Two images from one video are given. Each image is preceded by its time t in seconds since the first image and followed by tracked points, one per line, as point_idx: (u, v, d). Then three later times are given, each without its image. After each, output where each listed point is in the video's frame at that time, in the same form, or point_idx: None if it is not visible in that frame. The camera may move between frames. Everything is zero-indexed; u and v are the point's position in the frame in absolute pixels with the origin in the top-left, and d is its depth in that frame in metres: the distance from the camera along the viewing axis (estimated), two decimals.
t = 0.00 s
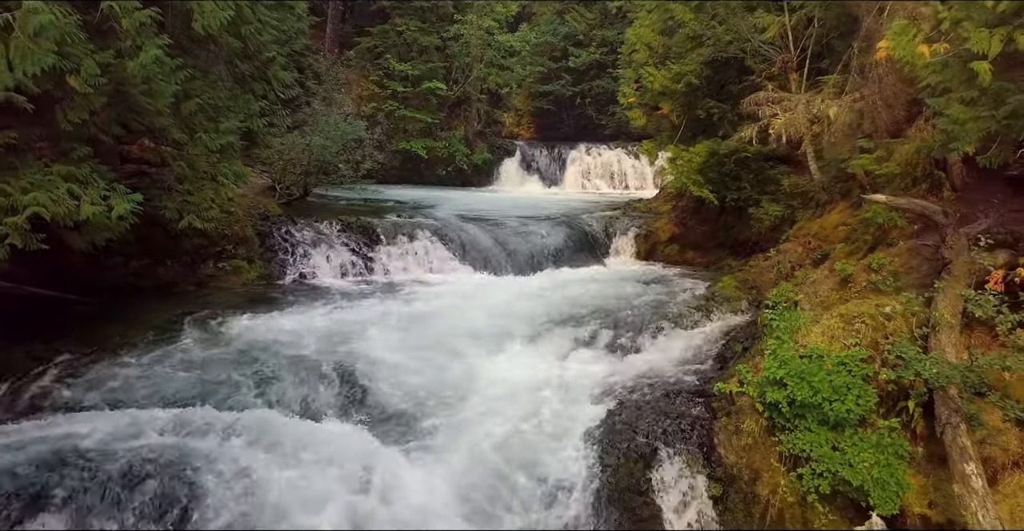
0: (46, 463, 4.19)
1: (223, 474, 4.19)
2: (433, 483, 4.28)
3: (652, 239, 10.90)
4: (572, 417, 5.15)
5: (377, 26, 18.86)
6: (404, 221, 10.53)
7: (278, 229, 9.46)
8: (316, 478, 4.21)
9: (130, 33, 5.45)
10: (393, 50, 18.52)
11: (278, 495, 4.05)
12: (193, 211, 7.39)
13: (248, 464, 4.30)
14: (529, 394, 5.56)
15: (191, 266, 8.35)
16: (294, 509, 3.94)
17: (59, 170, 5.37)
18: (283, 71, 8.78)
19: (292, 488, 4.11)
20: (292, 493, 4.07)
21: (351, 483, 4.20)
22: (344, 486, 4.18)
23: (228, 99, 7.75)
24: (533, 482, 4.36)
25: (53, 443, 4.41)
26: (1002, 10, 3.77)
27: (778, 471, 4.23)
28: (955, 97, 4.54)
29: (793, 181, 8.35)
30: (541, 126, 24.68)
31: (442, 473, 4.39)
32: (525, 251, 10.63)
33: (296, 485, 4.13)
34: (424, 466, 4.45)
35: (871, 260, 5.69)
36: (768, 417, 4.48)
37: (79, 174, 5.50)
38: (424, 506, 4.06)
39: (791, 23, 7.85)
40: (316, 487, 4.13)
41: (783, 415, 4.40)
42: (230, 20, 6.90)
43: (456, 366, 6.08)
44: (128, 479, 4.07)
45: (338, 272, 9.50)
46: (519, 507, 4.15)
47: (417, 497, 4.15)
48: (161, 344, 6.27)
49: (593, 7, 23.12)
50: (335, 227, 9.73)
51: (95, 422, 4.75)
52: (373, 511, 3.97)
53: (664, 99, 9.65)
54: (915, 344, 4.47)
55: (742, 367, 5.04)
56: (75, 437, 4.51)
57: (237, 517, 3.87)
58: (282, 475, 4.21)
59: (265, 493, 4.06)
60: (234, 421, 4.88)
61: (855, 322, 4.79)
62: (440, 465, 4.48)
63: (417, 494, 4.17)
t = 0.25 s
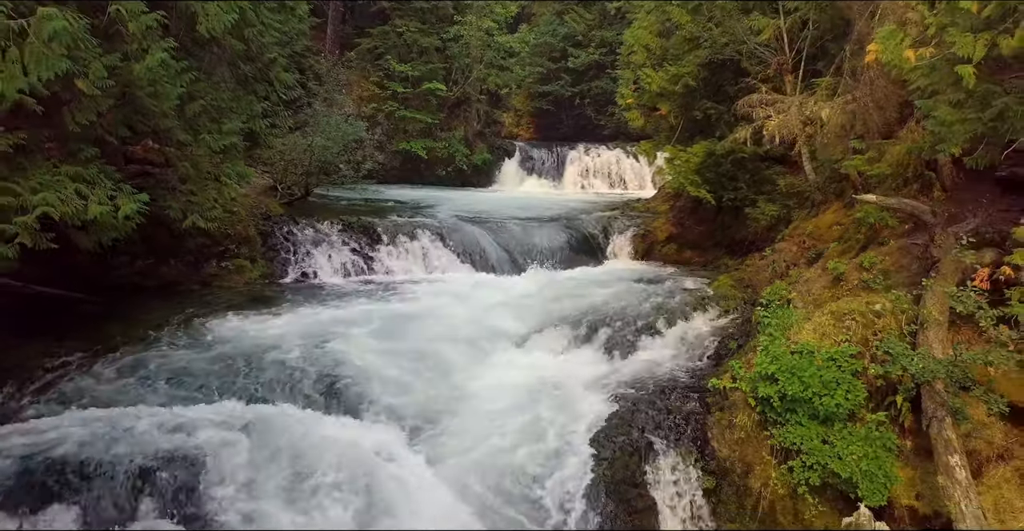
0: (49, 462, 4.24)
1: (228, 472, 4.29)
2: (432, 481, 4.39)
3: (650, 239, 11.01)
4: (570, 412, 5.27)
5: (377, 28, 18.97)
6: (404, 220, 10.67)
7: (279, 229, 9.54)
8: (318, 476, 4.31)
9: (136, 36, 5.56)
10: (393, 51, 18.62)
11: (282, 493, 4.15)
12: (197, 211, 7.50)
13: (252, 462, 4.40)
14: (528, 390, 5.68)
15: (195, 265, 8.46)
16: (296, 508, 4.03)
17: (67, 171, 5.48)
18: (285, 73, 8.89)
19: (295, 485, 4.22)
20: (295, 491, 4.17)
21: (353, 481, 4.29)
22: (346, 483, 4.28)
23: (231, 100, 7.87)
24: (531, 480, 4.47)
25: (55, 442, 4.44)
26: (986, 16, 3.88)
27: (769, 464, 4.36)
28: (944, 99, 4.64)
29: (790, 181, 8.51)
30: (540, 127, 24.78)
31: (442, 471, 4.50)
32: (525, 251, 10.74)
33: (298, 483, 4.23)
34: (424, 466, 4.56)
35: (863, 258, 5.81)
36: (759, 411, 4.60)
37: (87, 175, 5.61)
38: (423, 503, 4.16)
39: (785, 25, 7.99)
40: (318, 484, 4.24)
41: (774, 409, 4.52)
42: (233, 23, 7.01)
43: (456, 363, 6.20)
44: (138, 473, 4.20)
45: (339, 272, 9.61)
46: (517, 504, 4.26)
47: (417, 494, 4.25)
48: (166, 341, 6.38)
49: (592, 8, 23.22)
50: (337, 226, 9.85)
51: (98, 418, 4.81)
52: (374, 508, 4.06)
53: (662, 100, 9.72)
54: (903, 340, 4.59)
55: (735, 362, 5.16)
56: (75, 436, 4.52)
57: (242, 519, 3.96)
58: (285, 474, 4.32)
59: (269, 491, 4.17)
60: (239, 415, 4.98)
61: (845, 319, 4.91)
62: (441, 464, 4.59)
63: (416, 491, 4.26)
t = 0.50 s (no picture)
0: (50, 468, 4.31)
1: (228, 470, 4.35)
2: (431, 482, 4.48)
3: (648, 238, 11.12)
4: (568, 407, 5.38)
5: (377, 28, 19.08)
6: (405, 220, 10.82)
7: (282, 228, 9.72)
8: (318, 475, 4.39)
9: (143, 40, 5.67)
10: (394, 52, 18.73)
11: (283, 492, 4.22)
12: (200, 211, 7.61)
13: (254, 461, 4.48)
14: (527, 387, 5.79)
15: (198, 264, 8.56)
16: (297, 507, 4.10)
17: (75, 172, 5.58)
18: (288, 75, 9.00)
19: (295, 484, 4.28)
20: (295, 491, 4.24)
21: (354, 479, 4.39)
22: (347, 482, 4.36)
23: (234, 102, 7.98)
24: (529, 477, 4.57)
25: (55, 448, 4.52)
26: (969, 23, 4.00)
27: (762, 457, 4.48)
28: (931, 102, 4.76)
29: (786, 182, 8.67)
30: (540, 127, 24.89)
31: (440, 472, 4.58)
32: (524, 250, 10.84)
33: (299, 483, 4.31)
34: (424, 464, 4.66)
35: (854, 258, 5.93)
36: (752, 406, 4.72)
37: (94, 176, 5.71)
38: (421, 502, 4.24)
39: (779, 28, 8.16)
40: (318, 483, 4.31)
41: (766, 404, 4.64)
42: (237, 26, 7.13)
43: (455, 360, 6.33)
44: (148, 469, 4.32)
45: (341, 271, 9.73)
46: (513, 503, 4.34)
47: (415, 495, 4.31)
48: (171, 340, 6.48)
49: (591, 9, 23.31)
50: (338, 227, 9.98)
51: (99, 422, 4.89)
52: (374, 508, 4.13)
53: (659, 102, 9.78)
54: (892, 337, 4.71)
55: (729, 359, 5.29)
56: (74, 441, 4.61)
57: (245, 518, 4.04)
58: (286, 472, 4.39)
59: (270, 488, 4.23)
60: (246, 415, 5.12)
61: (836, 317, 5.03)
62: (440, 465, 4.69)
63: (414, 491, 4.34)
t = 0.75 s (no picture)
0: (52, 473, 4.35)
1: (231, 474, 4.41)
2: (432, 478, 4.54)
3: (646, 238, 11.26)
4: (566, 403, 5.49)
5: (378, 30, 19.19)
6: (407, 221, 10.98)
7: (284, 228, 9.89)
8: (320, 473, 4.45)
9: (150, 43, 5.79)
10: (394, 53, 18.85)
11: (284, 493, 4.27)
12: (204, 211, 7.72)
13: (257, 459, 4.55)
14: (526, 383, 5.91)
15: (203, 264, 8.62)
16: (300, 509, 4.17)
17: (83, 173, 5.68)
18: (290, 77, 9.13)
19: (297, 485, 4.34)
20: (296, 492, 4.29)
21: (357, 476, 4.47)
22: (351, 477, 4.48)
23: (238, 104, 8.10)
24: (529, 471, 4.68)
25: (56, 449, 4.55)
26: (956, 29, 4.13)
27: (755, 451, 4.60)
28: (920, 106, 4.88)
29: (782, 182, 8.73)
30: (539, 128, 25.02)
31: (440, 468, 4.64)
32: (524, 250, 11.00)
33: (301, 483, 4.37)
34: (425, 456, 4.74)
35: (847, 257, 6.05)
36: (746, 402, 4.84)
37: (102, 177, 5.82)
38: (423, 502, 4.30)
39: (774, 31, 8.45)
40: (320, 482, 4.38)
41: (759, 400, 4.76)
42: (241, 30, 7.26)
43: (456, 357, 6.45)
44: (158, 460, 4.43)
45: (342, 272, 9.79)
46: (514, 502, 4.43)
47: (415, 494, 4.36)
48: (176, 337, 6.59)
49: (591, 10, 23.44)
50: (339, 227, 10.11)
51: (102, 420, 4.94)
52: (375, 511, 4.19)
53: (658, 103, 9.97)
54: (882, 334, 4.83)
55: (723, 356, 5.41)
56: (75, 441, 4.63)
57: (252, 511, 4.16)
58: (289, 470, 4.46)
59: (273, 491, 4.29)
60: (251, 409, 5.23)
61: (828, 315, 5.14)
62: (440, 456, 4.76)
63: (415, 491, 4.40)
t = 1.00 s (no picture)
0: (53, 473, 4.34)
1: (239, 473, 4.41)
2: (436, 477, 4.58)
3: (644, 238, 11.40)
4: (564, 398, 5.62)
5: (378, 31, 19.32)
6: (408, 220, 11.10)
7: (286, 228, 9.98)
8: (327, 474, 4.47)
9: (156, 47, 5.90)
10: (395, 54, 18.98)
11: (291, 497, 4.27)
12: (208, 211, 7.84)
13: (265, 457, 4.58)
14: (525, 381, 6.02)
15: (206, 263, 8.78)
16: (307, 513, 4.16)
17: (91, 174, 5.78)
18: (293, 79, 9.25)
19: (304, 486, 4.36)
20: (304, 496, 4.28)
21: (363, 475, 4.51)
22: (354, 469, 4.57)
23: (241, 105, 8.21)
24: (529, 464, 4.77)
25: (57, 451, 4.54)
26: (943, 34, 4.29)
27: (749, 446, 4.72)
28: (909, 108, 5.02)
29: (778, 183, 8.85)
30: (539, 128, 25.15)
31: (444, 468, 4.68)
32: (524, 250, 11.14)
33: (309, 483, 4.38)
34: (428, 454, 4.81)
35: (841, 256, 6.17)
36: (740, 398, 4.96)
37: (109, 177, 5.92)
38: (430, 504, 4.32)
39: (769, 34, 8.64)
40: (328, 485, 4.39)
41: (753, 395, 4.88)
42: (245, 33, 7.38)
43: (457, 355, 6.56)
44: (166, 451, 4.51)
45: (343, 270, 9.94)
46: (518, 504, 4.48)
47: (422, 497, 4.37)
48: (181, 335, 6.70)
49: (590, 11, 23.55)
50: (341, 226, 10.22)
51: (106, 421, 4.97)
52: (378, 502, 4.28)
53: (657, 104, 10.14)
54: (873, 331, 4.94)
55: (719, 353, 5.53)
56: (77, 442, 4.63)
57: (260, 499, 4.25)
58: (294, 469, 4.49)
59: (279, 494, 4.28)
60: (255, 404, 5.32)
61: (821, 312, 5.26)
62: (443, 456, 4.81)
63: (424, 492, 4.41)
